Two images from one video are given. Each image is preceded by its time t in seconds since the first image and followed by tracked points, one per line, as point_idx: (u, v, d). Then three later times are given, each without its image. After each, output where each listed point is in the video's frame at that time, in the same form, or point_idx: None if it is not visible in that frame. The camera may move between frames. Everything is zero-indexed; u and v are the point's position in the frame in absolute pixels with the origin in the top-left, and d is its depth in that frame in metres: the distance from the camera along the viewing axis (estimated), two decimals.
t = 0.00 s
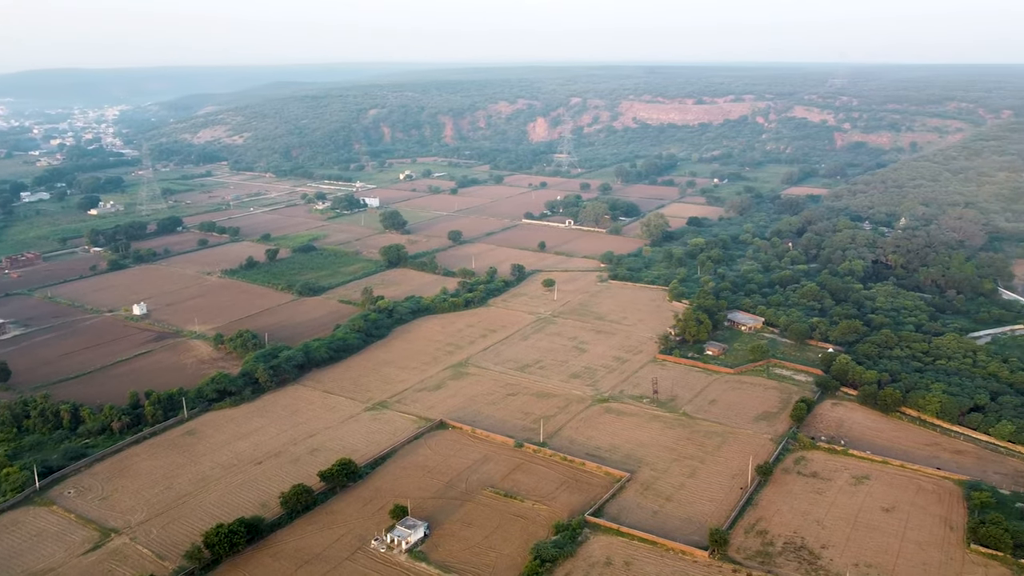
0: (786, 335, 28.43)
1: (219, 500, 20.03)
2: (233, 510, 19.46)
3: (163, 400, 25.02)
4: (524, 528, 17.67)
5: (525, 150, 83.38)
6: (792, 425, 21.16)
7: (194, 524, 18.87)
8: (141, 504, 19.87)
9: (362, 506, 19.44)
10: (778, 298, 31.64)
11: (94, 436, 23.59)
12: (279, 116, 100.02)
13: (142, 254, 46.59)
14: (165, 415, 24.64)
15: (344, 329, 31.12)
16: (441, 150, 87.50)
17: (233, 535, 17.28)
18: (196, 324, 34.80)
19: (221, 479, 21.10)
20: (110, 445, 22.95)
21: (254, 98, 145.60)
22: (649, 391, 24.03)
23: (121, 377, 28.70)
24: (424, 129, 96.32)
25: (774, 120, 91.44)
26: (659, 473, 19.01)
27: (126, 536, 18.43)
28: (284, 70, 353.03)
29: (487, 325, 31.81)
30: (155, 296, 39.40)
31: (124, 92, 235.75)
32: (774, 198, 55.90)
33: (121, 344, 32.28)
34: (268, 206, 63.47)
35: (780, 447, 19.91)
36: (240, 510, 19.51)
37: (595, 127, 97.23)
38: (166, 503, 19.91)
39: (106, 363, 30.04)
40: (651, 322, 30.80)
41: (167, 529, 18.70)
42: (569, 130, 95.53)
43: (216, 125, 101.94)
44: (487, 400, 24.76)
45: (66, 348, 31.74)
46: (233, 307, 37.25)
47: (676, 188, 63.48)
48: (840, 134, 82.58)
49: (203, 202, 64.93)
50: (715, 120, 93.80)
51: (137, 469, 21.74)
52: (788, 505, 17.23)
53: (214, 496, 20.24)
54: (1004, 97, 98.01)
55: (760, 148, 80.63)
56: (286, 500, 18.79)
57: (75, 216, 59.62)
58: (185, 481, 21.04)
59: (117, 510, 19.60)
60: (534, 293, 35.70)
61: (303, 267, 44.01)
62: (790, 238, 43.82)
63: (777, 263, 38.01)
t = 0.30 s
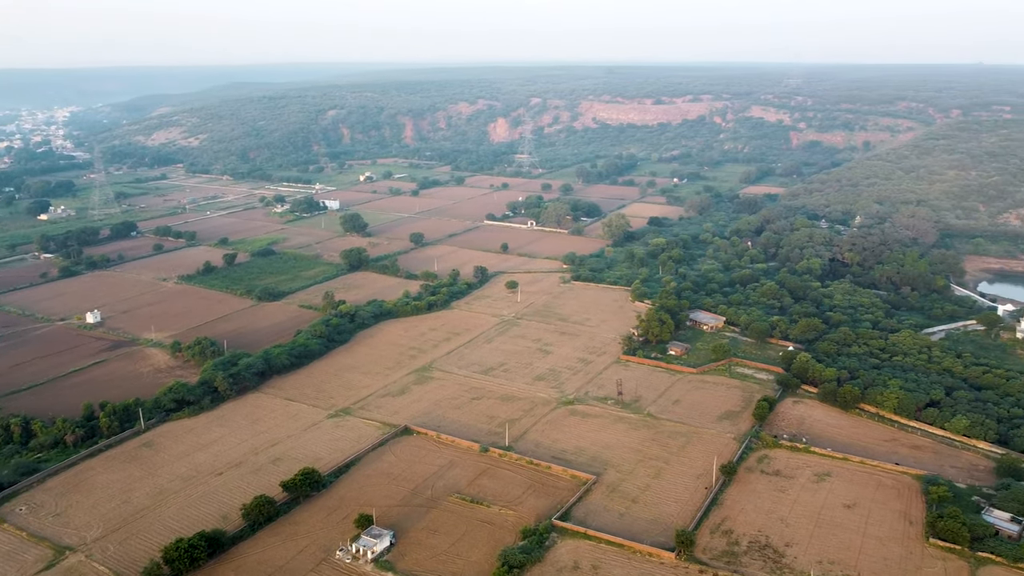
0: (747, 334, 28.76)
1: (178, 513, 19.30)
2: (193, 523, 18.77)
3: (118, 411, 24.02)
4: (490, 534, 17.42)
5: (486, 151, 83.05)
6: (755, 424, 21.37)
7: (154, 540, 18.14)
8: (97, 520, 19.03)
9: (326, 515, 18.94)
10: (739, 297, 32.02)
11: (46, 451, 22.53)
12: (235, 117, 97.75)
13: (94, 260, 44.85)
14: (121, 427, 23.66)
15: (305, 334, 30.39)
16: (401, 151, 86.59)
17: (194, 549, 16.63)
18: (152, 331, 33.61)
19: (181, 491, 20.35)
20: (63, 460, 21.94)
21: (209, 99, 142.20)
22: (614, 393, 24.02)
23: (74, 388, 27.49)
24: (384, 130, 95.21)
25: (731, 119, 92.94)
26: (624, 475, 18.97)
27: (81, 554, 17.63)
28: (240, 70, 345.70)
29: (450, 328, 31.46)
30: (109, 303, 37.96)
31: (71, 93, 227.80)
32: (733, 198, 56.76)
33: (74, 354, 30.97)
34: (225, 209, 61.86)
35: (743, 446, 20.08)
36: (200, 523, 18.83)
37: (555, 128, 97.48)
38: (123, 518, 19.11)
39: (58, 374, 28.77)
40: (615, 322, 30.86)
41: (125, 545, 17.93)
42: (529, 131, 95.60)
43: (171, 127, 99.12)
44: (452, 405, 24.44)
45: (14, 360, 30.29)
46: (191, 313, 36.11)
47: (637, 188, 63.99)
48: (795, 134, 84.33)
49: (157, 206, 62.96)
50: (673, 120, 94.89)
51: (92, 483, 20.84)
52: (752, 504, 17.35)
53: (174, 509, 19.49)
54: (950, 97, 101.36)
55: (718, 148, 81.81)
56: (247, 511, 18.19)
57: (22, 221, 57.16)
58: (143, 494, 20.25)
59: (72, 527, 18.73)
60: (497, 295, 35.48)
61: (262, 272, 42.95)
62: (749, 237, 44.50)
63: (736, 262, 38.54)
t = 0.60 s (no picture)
0: (707, 333, 29.05)
1: (135, 528, 18.53)
2: (150, 539, 18.03)
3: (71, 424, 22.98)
4: (457, 541, 17.12)
5: (446, 152, 82.47)
6: (718, 423, 21.53)
7: (109, 557, 17.37)
8: (49, 538, 18.15)
9: (288, 526, 18.39)
10: (700, 297, 32.32)
11: None
12: (188, 118, 95.11)
13: (43, 267, 43.00)
14: (73, 440, 22.63)
15: (264, 341, 29.59)
16: (360, 153, 85.43)
17: (150, 567, 15.95)
18: (105, 340, 32.32)
19: (138, 506, 19.55)
20: (11, 476, 20.85)
21: (160, 100, 138.12)
22: (577, 395, 23.96)
23: (23, 401, 26.22)
24: (343, 131, 93.77)
25: (688, 119, 94.17)
26: (590, 478, 18.89)
27: (32, 574, 16.80)
28: (193, 70, 337.09)
29: (412, 332, 31.03)
30: (60, 311, 36.42)
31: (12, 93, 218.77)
32: (691, 197, 57.47)
33: (22, 365, 29.57)
34: (180, 213, 60.09)
35: (707, 445, 20.20)
36: (158, 538, 18.10)
37: (515, 128, 97.36)
38: (76, 535, 18.26)
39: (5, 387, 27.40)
40: (577, 323, 30.85)
41: (79, 564, 17.13)
42: (489, 132, 95.33)
43: (122, 128, 95.97)
44: (415, 410, 24.04)
45: None
46: (146, 321, 34.87)
47: (597, 188, 64.30)
48: (752, 133, 85.79)
49: (108, 210, 60.78)
50: (632, 120, 95.64)
51: (43, 500, 19.88)
52: (716, 504, 17.45)
53: (130, 525, 18.71)
54: (898, 97, 104.37)
55: (676, 147, 82.78)
56: (206, 525, 17.56)
57: None
58: (98, 510, 19.39)
59: (22, 546, 17.83)
60: (459, 298, 35.16)
61: (219, 277, 41.79)
62: (708, 236, 45.06)
63: (696, 262, 38.97)
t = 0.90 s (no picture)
0: (668, 333, 29.26)
1: (88, 547, 17.71)
2: (103, 557, 17.25)
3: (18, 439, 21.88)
4: (421, 549, 16.78)
5: (404, 153, 81.61)
6: (680, 423, 21.66)
7: None
8: None
9: (248, 539, 17.80)
10: (660, 296, 32.54)
11: None
12: (138, 120, 92.15)
13: None
14: (21, 456, 21.55)
15: (220, 348, 28.70)
16: (316, 154, 84.00)
17: None
18: (54, 350, 30.95)
19: (91, 522, 18.71)
20: None
21: (107, 102, 133.61)
22: (540, 397, 23.84)
23: None
24: (299, 132, 92.03)
25: (645, 119, 95.15)
26: (554, 481, 18.78)
27: None
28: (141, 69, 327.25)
29: (373, 336, 30.51)
30: (5, 321, 34.79)
31: None
32: (649, 197, 58.02)
33: None
34: (131, 217, 58.14)
35: (670, 446, 20.28)
36: (112, 556, 17.33)
37: (473, 129, 96.92)
38: (25, 555, 17.37)
39: None
40: (539, 325, 30.76)
41: None
42: (447, 133, 94.71)
43: (68, 130, 92.40)
44: (377, 417, 23.60)
45: None
46: (98, 329, 33.54)
47: (556, 188, 64.41)
48: (707, 133, 86.99)
49: (53, 215, 58.42)
50: (590, 121, 96.13)
51: None
52: (680, 504, 17.51)
53: (82, 543, 17.88)
54: (848, 97, 107.12)
55: (633, 147, 83.53)
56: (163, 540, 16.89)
57: None
58: (48, 528, 18.49)
59: None
60: (420, 301, 34.73)
61: (173, 283, 40.50)
62: (667, 236, 45.51)
63: (656, 262, 39.30)
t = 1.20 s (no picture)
0: (629, 333, 29.39)
1: (36, 567, 16.86)
2: None
3: None
4: (385, 558, 16.41)
5: (361, 154, 80.49)
6: (642, 424, 21.71)
7: None
8: None
9: (206, 554, 17.17)
10: (620, 297, 32.68)
11: None
12: (84, 122, 88.88)
13: None
14: None
15: (175, 357, 27.75)
16: (272, 156, 82.29)
17: None
18: None
19: (40, 541, 17.83)
20: None
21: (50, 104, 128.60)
22: (503, 401, 23.65)
23: None
24: (253, 134, 90.02)
25: (602, 120, 95.82)
26: (519, 485, 18.63)
27: None
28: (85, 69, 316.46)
29: (332, 342, 29.91)
30: None
31: None
32: (608, 197, 58.42)
33: None
34: (79, 222, 56.00)
35: (632, 447, 20.32)
36: None
37: (431, 130, 96.17)
38: None
39: None
40: (501, 328, 30.59)
41: None
42: (405, 134, 93.79)
43: (9, 132, 88.53)
44: (337, 424, 23.10)
45: None
46: (46, 339, 32.11)
47: (514, 189, 64.32)
48: (664, 133, 87.92)
49: None
50: (548, 121, 96.27)
51: None
52: (644, 505, 17.54)
53: (31, 563, 17.02)
54: (799, 97, 109.56)
55: (591, 147, 84.01)
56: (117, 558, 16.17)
57: None
58: None
59: None
60: (379, 305, 34.22)
61: (125, 290, 39.10)
62: (626, 236, 45.83)
63: (615, 262, 39.49)
